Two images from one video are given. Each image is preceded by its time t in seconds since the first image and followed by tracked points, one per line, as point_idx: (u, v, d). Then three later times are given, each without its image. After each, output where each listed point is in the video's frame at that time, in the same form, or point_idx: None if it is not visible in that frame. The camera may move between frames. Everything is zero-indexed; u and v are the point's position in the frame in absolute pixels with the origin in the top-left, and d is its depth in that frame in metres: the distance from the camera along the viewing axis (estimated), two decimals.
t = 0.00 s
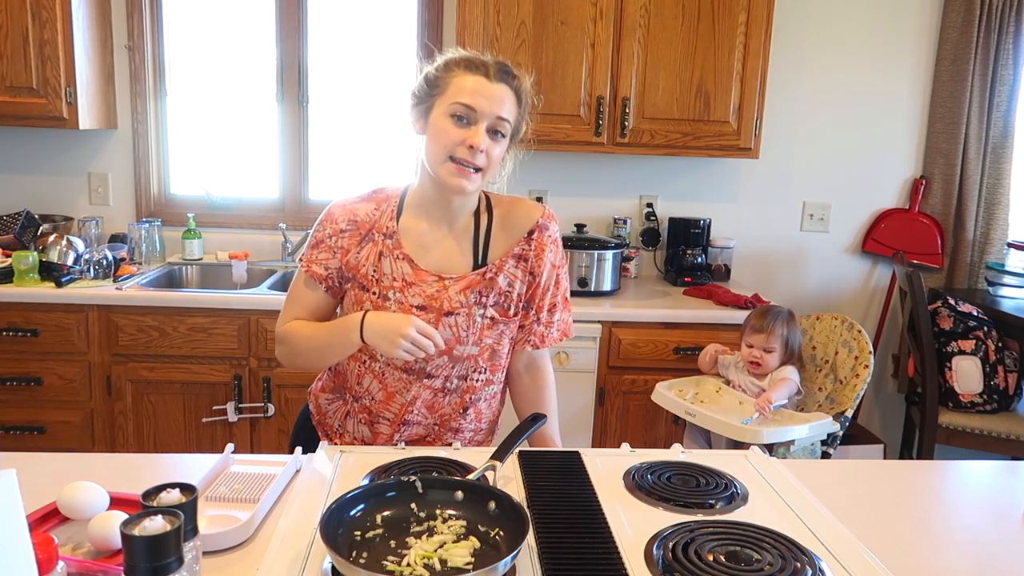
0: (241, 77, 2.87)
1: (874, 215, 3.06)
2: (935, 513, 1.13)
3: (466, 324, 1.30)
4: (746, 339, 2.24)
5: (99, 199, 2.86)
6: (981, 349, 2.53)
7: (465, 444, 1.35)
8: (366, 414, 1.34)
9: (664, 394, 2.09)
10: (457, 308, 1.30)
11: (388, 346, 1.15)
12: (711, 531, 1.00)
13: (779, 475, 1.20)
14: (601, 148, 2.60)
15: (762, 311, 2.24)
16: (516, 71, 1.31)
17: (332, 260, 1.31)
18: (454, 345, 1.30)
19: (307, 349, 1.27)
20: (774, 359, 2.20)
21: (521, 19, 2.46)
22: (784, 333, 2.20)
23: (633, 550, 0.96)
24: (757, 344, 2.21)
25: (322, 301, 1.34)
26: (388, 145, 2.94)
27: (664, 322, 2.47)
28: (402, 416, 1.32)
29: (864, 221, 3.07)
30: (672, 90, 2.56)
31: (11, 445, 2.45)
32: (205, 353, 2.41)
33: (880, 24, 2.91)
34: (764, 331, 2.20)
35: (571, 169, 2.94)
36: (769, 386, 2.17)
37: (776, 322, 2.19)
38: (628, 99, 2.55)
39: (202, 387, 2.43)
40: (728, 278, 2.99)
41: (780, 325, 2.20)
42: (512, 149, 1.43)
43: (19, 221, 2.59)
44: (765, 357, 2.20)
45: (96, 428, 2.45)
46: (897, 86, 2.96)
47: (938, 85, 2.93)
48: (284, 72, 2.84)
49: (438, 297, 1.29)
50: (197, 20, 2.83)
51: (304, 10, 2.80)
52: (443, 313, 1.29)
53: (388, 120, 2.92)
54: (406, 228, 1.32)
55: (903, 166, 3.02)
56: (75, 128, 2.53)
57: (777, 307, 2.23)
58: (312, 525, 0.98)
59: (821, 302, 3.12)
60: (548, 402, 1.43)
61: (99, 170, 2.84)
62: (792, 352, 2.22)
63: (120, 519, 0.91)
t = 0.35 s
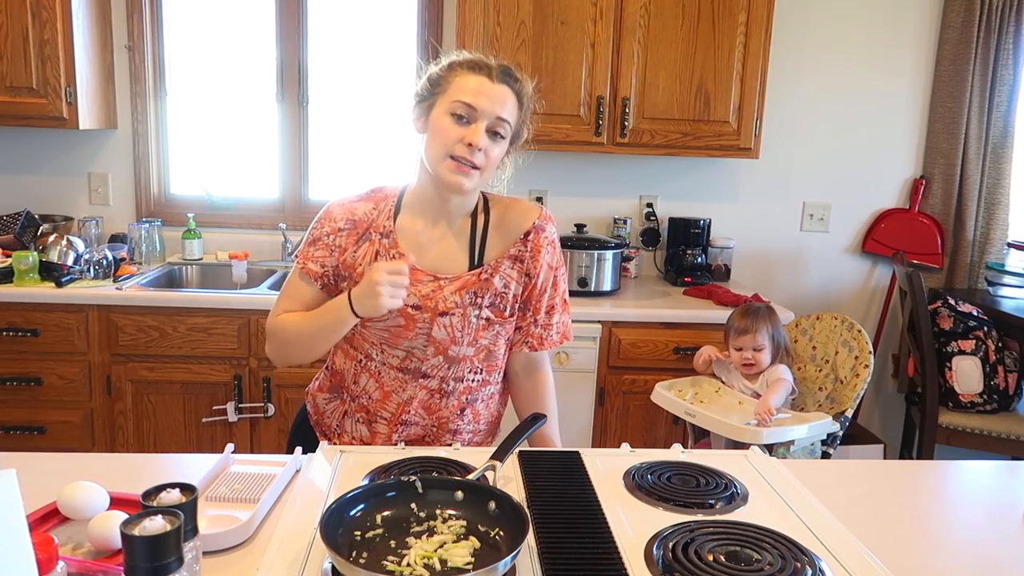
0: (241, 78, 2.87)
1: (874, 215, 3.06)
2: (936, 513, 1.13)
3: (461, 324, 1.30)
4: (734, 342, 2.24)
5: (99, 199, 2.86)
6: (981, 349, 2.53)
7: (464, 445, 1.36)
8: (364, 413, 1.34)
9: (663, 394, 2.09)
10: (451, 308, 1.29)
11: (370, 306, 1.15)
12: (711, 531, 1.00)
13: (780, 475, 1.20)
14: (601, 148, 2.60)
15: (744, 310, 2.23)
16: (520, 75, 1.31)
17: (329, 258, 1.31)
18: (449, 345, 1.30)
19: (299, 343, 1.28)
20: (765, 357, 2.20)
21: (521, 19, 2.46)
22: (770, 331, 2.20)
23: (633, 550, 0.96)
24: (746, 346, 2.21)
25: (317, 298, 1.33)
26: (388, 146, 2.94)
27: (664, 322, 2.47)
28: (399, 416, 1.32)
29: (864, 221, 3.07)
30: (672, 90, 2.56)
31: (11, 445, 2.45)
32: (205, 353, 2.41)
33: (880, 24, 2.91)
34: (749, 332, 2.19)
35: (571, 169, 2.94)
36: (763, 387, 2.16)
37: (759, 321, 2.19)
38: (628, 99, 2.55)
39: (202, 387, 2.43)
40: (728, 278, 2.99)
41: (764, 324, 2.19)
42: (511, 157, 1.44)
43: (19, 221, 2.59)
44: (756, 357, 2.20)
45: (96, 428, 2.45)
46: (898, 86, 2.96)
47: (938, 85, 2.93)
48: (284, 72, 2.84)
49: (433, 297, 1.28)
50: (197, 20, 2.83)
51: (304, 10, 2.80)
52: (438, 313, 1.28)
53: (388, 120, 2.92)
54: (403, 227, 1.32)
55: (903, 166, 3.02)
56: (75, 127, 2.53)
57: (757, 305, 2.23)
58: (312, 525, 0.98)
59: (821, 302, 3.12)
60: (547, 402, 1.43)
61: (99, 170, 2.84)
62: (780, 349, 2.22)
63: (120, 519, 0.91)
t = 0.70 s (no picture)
0: (241, 77, 2.87)
1: (874, 215, 3.06)
2: (935, 513, 1.13)
3: (461, 325, 1.30)
4: (728, 346, 2.24)
5: (99, 199, 2.86)
6: (981, 349, 2.53)
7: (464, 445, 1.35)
8: (363, 412, 1.33)
9: (663, 394, 2.09)
10: (451, 309, 1.29)
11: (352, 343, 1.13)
12: (711, 531, 1.00)
13: (780, 475, 1.20)
14: (601, 148, 2.60)
15: (737, 314, 2.24)
16: (498, 61, 1.30)
17: (329, 256, 1.33)
18: (449, 345, 1.30)
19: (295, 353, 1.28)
20: (760, 359, 2.20)
21: (521, 19, 2.46)
22: (763, 332, 2.20)
23: (633, 550, 0.96)
24: (738, 349, 2.21)
25: (316, 296, 1.36)
26: (388, 146, 2.94)
27: (663, 322, 2.47)
28: (399, 416, 1.32)
29: (864, 221, 3.07)
30: (671, 90, 2.56)
31: (11, 445, 2.44)
32: (205, 353, 2.41)
33: (880, 23, 2.91)
34: (741, 335, 2.20)
35: (571, 169, 2.94)
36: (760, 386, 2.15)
37: (749, 323, 2.20)
38: (628, 99, 2.55)
39: (202, 387, 2.43)
40: (728, 278, 2.99)
41: (755, 326, 2.19)
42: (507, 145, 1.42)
43: (19, 221, 2.60)
44: (750, 359, 2.20)
45: (96, 428, 2.45)
46: (897, 85, 2.96)
47: (938, 85, 2.93)
48: (284, 72, 2.84)
49: (433, 298, 1.29)
50: (197, 20, 2.83)
51: (304, 10, 2.80)
52: (438, 314, 1.29)
53: (388, 120, 2.92)
54: (404, 229, 1.32)
55: (903, 166, 3.02)
56: (75, 127, 2.53)
57: (747, 307, 2.24)
58: (312, 525, 0.98)
59: (821, 302, 3.12)
60: (547, 401, 1.43)
61: (99, 170, 2.84)
62: (774, 350, 2.21)
63: (120, 519, 0.91)
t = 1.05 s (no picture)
0: (241, 78, 2.87)
1: (875, 215, 3.06)
2: (935, 513, 1.13)
3: (471, 328, 1.30)
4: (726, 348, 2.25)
5: (99, 199, 2.86)
6: (981, 350, 2.53)
7: (466, 445, 1.36)
8: (368, 415, 1.33)
9: (663, 394, 2.09)
10: (461, 313, 1.29)
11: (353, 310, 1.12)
12: (711, 531, 1.00)
13: (780, 475, 1.20)
14: (601, 148, 2.60)
15: (736, 316, 2.23)
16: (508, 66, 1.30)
17: (337, 265, 1.31)
18: (459, 349, 1.30)
19: (302, 347, 1.28)
20: (757, 361, 2.19)
21: (521, 19, 2.46)
22: (760, 334, 2.20)
23: (633, 550, 0.96)
24: (736, 351, 2.22)
25: (328, 305, 1.33)
26: (388, 146, 2.94)
27: (663, 322, 2.47)
28: (404, 419, 1.32)
29: (864, 221, 3.07)
30: (672, 90, 2.56)
31: (11, 445, 2.44)
32: (205, 353, 2.41)
33: (880, 23, 2.91)
34: (738, 337, 2.20)
35: (571, 169, 2.94)
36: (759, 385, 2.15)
37: (745, 325, 2.20)
38: (627, 99, 2.55)
39: (202, 387, 2.43)
40: (728, 278, 2.99)
41: (751, 326, 2.20)
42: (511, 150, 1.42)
43: (19, 221, 2.60)
44: (748, 361, 2.20)
45: (96, 428, 2.45)
46: (897, 86, 2.96)
47: (938, 85, 2.93)
48: (284, 72, 2.84)
49: (443, 303, 1.28)
50: (197, 20, 2.83)
51: (304, 10, 2.80)
52: (448, 318, 1.28)
53: (388, 120, 2.92)
54: (411, 235, 1.32)
55: (903, 166, 3.02)
56: (75, 128, 2.53)
57: (744, 309, 2.24)
58: (313, 525, 0.98)
59: (822, 302, 3.12)
60: (550, 400, 1.44)
61: (99, 170, 2.84)
62: (772, 351, 2.21)
63: (120, 519, 0.91)
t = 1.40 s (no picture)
0: (241, 78, 2.87)
1: (875, 215, 3.06)
2: (935, 513, 1.13)
3: (478, 332, 1.30)
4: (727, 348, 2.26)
5: (99, 199, 2.86)
6: (981, 350, 2.53)
7: (467, 444, 1.36)
8: (373, 415, 1.34)
9: (664, 394, 2.09)
10: (468, 317, 1.29)
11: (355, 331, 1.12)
12: (710, 531, 1.00)
13: (780, 475, 1.20)
14: (601, 148, 2.59)
15: (739, 315, 2.24)
16: (500, 63, 1.29)
17: (344, 271, 1.31)
18: (465, 353, 1.30)
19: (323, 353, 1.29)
20: (758, 362, 2.20)
21: (521, 19, 2.46)
22: (760, 335, 2.20)
23: (633, 550, 0.96)
24: (736, 351, 2.23)
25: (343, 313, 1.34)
26: (387, 146, 2.94)
27: (664, 322, 2.47)
28: (408, 421, 1.32)
29: (864, 221, 3.06)
30: (671, 90, 2.56)
31: (11, 445, 2.44)
32: (205, 353, 2.41)
33: (880, 24, 2.91)
34: (738, 338, 2.21)
35: (571, 169, 2.94)
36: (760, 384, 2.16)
37: (745, 326, 2.21)
38: (627, 99, 2.55)
39: (202, 387, 2.43)
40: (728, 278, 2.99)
41: (752, 328, 2.20)
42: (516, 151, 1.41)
43: (19, 221, 2.60)
44: (748, 361, 2.21)
45: (95, 428, 2.45)
46: (897, 86, 2.96)
47: (938, 85, 2.93)
48: (284, 72, 2.84)
49: (449, 308, 1.29)
50: (197, 20, 2.83)
51: (304, 10, 2.80)
52: (454, 323, 1.29)
53: (387, 120, 2.92)
54: (417, 239, 1.32)
55: (903, 166, 3.02)
56: (75, 128, 2.53)
57: (747, 310, 2.25)
58: (313, 525, 0.98)
59: (822, 302, 3.12)
60: (553, 400, 1.43)
61: (99, 170, 2.84)
62: (773, 352, 2.21)
63: (120, 519, 0.91)
